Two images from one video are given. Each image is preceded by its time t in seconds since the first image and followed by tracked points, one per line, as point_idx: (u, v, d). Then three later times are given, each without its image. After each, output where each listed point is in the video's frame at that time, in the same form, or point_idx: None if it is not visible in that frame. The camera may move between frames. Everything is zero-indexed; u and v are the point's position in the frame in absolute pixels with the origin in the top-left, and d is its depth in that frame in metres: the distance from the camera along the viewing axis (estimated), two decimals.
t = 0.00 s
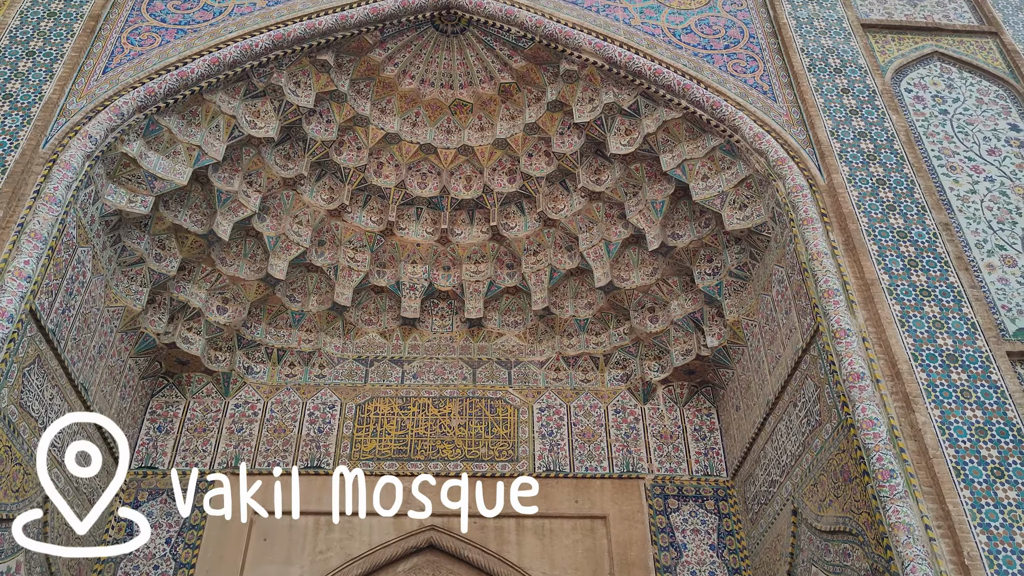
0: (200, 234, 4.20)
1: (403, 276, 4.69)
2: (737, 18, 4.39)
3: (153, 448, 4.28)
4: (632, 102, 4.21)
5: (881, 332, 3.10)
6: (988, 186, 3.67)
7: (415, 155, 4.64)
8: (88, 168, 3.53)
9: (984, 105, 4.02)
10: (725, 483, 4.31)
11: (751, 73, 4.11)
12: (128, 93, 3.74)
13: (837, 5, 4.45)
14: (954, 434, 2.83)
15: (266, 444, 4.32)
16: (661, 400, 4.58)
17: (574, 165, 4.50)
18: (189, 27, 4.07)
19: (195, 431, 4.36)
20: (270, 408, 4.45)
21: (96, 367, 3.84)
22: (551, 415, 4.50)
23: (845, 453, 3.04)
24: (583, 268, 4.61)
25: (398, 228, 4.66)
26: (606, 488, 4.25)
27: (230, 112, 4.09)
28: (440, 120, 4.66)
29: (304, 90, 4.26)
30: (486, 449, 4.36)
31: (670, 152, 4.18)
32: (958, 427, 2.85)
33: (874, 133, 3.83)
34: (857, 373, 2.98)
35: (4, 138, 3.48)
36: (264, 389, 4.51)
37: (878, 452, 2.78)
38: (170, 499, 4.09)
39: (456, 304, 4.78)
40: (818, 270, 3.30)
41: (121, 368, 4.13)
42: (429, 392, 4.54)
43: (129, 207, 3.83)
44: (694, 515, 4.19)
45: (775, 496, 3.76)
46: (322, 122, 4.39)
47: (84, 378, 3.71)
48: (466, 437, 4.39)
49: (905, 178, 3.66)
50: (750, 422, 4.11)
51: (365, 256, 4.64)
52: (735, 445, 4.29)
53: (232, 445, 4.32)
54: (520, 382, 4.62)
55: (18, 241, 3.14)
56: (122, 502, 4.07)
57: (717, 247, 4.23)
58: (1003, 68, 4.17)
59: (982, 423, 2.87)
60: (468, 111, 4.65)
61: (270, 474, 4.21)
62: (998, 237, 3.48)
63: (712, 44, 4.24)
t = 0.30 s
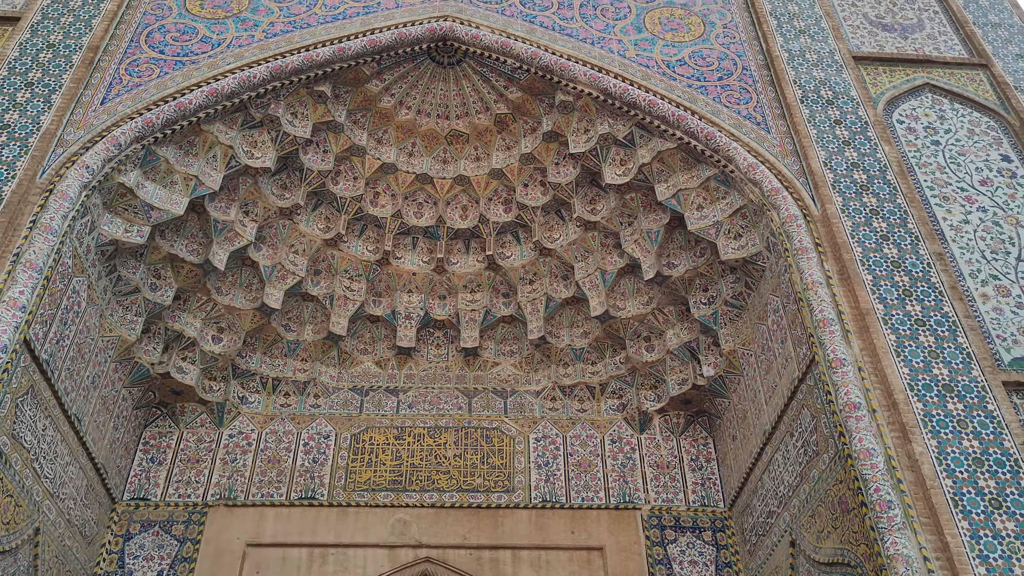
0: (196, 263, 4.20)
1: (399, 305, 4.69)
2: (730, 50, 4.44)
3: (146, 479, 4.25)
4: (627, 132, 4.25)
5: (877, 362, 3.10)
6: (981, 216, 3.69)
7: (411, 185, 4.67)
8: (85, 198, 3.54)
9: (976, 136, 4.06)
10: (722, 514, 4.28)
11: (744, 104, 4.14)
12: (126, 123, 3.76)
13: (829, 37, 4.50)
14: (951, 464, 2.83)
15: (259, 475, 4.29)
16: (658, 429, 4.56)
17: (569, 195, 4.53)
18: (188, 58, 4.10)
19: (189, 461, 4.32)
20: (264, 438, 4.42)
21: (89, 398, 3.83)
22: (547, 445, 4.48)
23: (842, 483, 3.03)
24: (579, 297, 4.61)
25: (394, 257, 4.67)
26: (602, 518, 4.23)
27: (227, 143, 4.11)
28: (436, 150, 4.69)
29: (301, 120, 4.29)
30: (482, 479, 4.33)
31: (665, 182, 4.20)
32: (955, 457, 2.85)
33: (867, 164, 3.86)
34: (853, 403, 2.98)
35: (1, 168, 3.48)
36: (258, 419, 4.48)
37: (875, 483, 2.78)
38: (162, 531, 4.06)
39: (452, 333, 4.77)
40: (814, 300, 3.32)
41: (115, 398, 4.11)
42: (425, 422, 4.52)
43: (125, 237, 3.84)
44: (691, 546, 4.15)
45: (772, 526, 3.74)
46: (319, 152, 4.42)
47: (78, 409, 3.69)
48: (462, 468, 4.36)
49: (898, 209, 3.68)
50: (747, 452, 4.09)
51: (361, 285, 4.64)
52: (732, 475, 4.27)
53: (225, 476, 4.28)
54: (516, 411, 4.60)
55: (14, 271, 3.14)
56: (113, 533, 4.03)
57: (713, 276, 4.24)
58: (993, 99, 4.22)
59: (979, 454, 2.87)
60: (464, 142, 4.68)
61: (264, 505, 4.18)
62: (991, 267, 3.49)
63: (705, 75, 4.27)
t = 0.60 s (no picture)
0: (193, 284, 4.20)
1: (396, 326, 4.69)
2: (725, 73, 4.47)
3: (141, 501, 4.23)
4: (623, 154, 4.27)
5: (874, 383, 3.10)
6: (976, 237, 3.70)
7: (408, 207, 4.68)
8: (83, 220, 3.54)
9: (970, 158, 4.08)
10: (721, 536, 4.26)
11: (740, 126, 4.17)
12: (125, 145, 3.77)
13: (823, 60, 4.53)
14: (949, 486, 2.83)
15: (255, 498, 4.27)
16: (656, 450, 4.55)
17: (566, 217, 4.54)
18: (187, 81, 4.12)
19: (184, 484, 4.30)
20: (260, 460, 4.40)
21: (85, 420, 3.81)
22: (545, 466, 4.46)
23: (841, 505, 3.02)
24: (576, 317, 4.61)
25: (391, 278, 4.67)
26: (600, 540, 4.21)
27: (225, 164, 4.13)
28: (433, 171, 4.71)
29: (299, 142, 4.32)
30: (479, 501, 4.31)
31: (661, 203, 4.22)
32: (953, 479, 2.85)
33: (862, 185, 3.88)
34: (851, 425, 2.97)
35: None
36: (254, 441, 4.46)
37: (874, 504, 2.77)
38: (156, 554, 4.03)
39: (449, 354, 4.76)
40: (810, 321, 3.32)
41: (110, 420, 4.09)
42: (422, 444, 4.50)
43: (122, 258, 3.84)
44: (689, 568, 4.13)
45: (771, 548, 3.72)
46: (316, 174, 4.43)
47: (73, 431, 3.68)
48: (459, 489, 4.34)
49: (893, 230, 3.69)
50: (744, 474, 4.08)
51: (358, 306, 4.64)
52: (730, 497, 4.26)
53: (220, 498, 4.26)
54: (513, 433, 4.58)
55: (10, 293, 3.14)
56: (108, 557, 4.00)
57: (710, 297, 4.24)
58: (987, 121, 4.24)
59: (977, 476, 2.87)
60: (461, 163, 4.70)
61: (260, 528, 4.15)
62: (987, 288, 3.50)
63: (701, 97, 4.30)
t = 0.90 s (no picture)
0: (190, 302, 4.20)
1: (394, 345, 4.68)
2: (722, 92, 4.49)
3: (136, 521, 4.20)
4: (621, 173, 4.28)
5: (873, 402, 3.10)
6: (973, 255, 3.71)
7: (407, 225, 4.69)
8: (81, 239, 3.54)
9: (966, 176, 4.10)
10: (720, 556, 4.24)
11: (737, 145, 4.18)
12: (123, 164, 3.78)
13: (819, 80, 4.55)
14: (949, 505, 2.82)
15: (251, 518, 4.25)
16: (655, 469, 4.53)
17: (564, 235, 4.54)
18: (186, 100, 4.13)
19: (180, 503, 4.28)
20: (257, 479, 4.38)
21: (81, 439, 3.79)
22: (543, 485, 4.45)
23: (841, 525, 3.01)
24: (574, 336, 4.60)
25: (389, 296, 4.67)
26: (599, 560, 4.19)
27: (224, 183, 4.14)
28: (431, 190, 4.72)
29: (298, 161, 4.33)
30: (477, 520, 4.29)
31: (659, 221, 4.23)
32: (953, 498, 2.84)
33: (859, 204, 3.89)
34: (850, 443, 2.97)
35: None
36: (251, 460, 4.44)
37: (874, 524, 2.76)
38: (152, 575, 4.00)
39: (447, 372, 4.75)
40: (809, 339, 3.32)
41: (107, 439, 4.07)
42: (420, 463, 4.48)
43: (120, 276, 3.84)
44: None
45: (771, 568, 3.70)
46: (315, 192, 4.44)
47: (69, 450, 3.66)
48: (457, 509, 4.32)
49: (890, 249, 3.70)
50: (744, 493, 4.06)
51: (356, 324, 4.63)
52: (730, 516, 4.24)
53: (216, 518, 4.24)
54: (511, 451, 4.57)
55: (8, 311, 3.13)
56: None
57: (708, 315, 4.24)
58: (983, 140, 4.26)
59: (977, 495, 2.86)
60: (459, 182, 4.72)
61: (256, 548, 4.13)
62: (985, 306, 3.51)
63: (698, 116, 4.32)
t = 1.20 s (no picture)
0: (189, 316, 4.20)
1: (393, 358, 4.67)
2: (720, 105, 4.51)
3: (135, 536, 4.19)
4: (620, 186, 4.29)
5: (873, 415, 3.09)
6: (972, 267, 3.72)
7: (406, 239, 4.69)
8: (80, 253, 3.55)
9: (964, 189, 4.11)
10: (721, 570, 4.22)
11: (736, 158, 4.19)
12: (123, 178, 3.78)
13: (817, 93, 4.57)
14: (951, 518, 2.81)
15: (250, 532, 4.23)
16: (655, 483, 4.52)
17: (563, 248, 4.55)
18: (186, 114, 4.14)
19: (178, 518, 4.26)
20: (256, 494, 4.36)
21: (79, 453, 3.78)
22: (543, 499, 4.43)
23: (842, 538, 3.00)
24: (573, 349, 4.60)
25: (389, 310, 4.67)
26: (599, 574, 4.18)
27: (223, 197, 4.14)
28: (431, 203, 4.73)
29: (297, 175, 4.34)
30: (477, 534, 4.27)
31: (658, 234, 4.23)
32: (954, 511, 2.83)
33: (857, 217, 3.90)
34: (851, 456, 2.96)
35: None
36: (250, 474, 4.43)
37: (875, 537, 2.75)
38: None
39: (446, 386, 4.75)
40: (809, 352, 3.31)
41: (105, 453, 4.05)
42: (419, 476, 4.47)
43: (119, 290, 3.83)
44: None
45: None
46: (314, 206, 4.45)
47: (67, 465, 3.65)
48: (456, 523, 4.31)
49: (889, 261, 3.70)
50: (744, 506, 4.05)
51: (355, 337, 4.63)
52: (730, 529, 4.23)
53: (215, 532, 4.23)
54: (511, 465, 4.55)
55: (7, 325, 3.13)
56: None
57: (707, 328, 4.24)
58: (981, 153, 4.28)
59: (978, 507, 2.85)
60: (459, 195, 4.73)
61: (255, 563, 4.11)
62: (984, 318, 3.51)
63: (697, 129, 4.33)
